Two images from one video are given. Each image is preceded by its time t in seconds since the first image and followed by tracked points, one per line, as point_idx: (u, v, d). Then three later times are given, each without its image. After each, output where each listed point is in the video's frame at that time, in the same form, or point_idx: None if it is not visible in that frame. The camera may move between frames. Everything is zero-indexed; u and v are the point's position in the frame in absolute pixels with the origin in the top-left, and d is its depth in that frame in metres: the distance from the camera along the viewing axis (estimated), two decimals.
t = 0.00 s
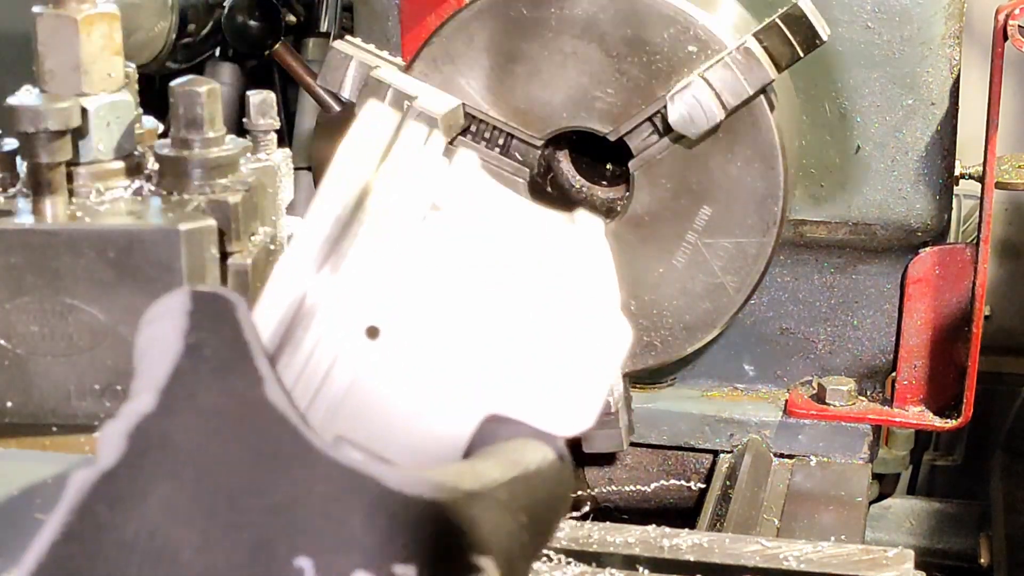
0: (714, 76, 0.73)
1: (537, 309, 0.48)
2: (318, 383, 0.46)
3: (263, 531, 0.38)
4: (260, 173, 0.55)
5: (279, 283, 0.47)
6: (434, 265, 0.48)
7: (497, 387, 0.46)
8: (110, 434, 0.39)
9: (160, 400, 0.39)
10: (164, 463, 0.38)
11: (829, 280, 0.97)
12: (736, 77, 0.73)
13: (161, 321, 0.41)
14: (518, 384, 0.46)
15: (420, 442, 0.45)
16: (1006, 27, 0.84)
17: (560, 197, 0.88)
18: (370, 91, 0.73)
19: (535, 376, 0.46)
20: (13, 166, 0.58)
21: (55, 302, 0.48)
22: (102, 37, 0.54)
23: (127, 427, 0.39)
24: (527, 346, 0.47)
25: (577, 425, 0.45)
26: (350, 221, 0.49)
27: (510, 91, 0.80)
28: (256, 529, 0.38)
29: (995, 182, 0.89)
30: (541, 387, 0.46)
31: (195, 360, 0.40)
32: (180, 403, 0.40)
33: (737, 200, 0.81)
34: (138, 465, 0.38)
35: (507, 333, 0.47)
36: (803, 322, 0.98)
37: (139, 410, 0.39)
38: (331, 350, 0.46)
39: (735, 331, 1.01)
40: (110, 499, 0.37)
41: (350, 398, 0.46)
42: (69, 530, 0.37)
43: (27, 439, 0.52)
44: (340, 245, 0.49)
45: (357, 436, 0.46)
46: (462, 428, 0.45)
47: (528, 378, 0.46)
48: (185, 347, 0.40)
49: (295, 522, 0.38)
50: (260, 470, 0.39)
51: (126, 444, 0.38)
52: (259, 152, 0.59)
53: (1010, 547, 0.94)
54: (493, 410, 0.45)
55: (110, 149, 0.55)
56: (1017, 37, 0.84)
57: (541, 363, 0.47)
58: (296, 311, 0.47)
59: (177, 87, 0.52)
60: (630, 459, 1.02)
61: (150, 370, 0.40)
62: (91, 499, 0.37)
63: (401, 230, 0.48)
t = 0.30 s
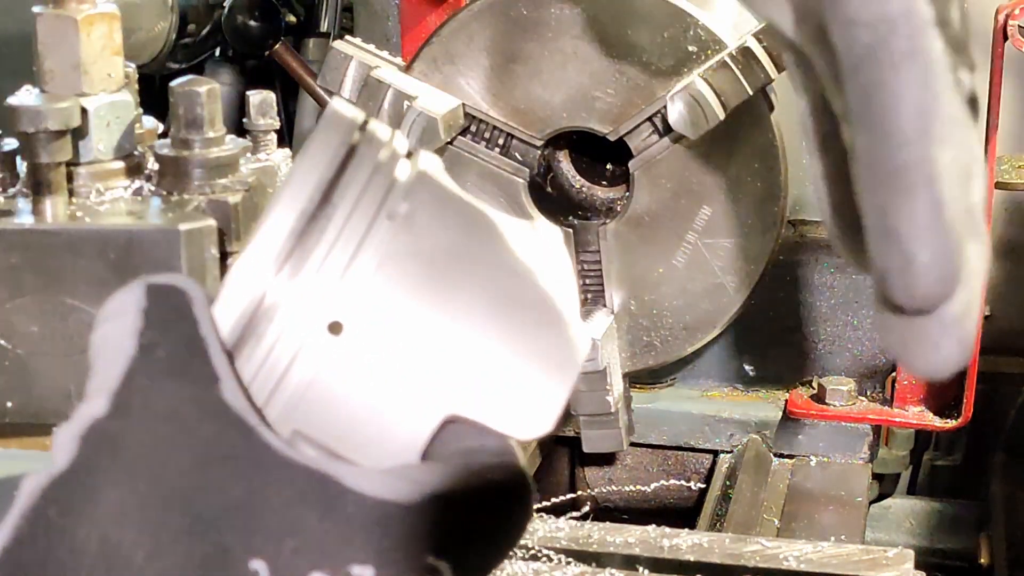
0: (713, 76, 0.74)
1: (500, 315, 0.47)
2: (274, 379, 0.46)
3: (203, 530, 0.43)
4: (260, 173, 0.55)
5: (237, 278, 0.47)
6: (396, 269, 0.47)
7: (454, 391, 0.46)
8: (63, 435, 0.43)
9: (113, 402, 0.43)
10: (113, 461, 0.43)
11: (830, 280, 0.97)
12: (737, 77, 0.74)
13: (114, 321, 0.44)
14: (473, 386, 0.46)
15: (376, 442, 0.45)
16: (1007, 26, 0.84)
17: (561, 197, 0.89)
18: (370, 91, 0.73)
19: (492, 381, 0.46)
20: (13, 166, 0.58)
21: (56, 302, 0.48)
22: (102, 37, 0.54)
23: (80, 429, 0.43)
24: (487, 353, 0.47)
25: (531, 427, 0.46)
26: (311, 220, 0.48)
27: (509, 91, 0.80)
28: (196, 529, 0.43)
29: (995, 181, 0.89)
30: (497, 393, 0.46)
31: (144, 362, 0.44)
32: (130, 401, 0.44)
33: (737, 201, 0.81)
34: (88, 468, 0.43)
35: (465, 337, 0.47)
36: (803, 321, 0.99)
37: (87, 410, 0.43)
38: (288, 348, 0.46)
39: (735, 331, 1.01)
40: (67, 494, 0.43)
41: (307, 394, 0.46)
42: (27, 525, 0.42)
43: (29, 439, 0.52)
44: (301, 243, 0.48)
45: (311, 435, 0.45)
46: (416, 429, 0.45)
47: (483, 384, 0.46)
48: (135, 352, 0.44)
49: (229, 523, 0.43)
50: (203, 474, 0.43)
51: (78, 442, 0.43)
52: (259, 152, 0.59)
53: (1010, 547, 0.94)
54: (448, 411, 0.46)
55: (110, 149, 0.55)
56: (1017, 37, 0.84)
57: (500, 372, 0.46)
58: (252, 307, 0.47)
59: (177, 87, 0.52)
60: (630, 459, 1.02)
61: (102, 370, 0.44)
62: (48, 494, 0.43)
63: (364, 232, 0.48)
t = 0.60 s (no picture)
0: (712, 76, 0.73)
1: (552, 346, 0.45)
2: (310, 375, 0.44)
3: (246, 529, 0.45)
4: (260, 173, 0.55)
5: (294, 269, 0.45)
6: (450, 282, 0.44)
7: (495, 409, 0.44)
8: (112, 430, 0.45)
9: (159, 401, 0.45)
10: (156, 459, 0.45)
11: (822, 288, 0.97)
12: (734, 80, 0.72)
13: (164, 319, 0.45)
14: (514, 407, 0.44)
15: (406, 442, 0.44)
16: (1006, 27, 0.84)
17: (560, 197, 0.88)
18: (370, 91, 0.73)
19: (531, 407, 0.45)
20: (13, 166, 0.58)
21: (56, 302, 0.48)
22: (102, 37, 0.54)
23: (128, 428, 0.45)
24: (531, 377, 0.45)
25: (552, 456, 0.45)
26: (370, 229, 0.46)
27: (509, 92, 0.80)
28: (235, 532, 0.45)
29: (995, 182, 0.89)
30: (534, 417, 0.45)
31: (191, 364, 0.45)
32: (175, 400, 0.45)
33: (737, 200, 0.81)
34: (133, 465, 0.45)
35: (512, 359, 0.44)
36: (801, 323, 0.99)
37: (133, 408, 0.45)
38: (330, 348, 0.44)
39: (734, 330, 1.02)
40: (109, 489, 0.45)
41: (345, 394, 0.44)
42: (72, 521, 0.45)
43: (28, 439, 0.51)
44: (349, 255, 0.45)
45: (340, 434, 0.44)
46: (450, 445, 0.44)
47: (523, 408, 0.45)
48: (181, 354, 0.45)
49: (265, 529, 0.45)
50: (244, 480, 0.44)
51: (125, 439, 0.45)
52: (259, 152, 0.59)
53: (1010, 547, 0.93)
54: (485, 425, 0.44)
55: (110, 149, 0.55)
56: (1017, 36, 0.84)
57: (543, 395, 0.45)
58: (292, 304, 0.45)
59: (177, 87, 0.52)
60: (630, 459, 1.01)
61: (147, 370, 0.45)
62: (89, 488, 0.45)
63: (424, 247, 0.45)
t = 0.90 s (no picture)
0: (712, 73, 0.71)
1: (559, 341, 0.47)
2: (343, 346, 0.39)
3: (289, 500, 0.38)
4: (260, 173, 0.55)
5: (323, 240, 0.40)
6: (475, 277, 0.43)
7: (516, 395, 0.43)
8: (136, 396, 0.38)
9: (193, 362, 0.38)
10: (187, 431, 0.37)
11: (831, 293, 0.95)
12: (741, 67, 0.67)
13: (203, 268, 0.39)
14: (532, 392, 0.44)
15: (439, 424, 0.41)
16: (1006, 27, 0.84)
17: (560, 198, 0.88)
18: (371, 91, 0.73)
19: (545, 397, 0.45)
20: (13, 166, 0.58)
21: (56, 302, 0.48)
22: (102, 37, 0.54)
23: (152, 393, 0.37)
24: (546, 368, 0.45)
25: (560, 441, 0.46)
26: (397, 217, 0.42)
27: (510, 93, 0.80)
28: (277, 510, 0.38)
29: (994, 182, 0.89)
30: (546, 403, 0.45)
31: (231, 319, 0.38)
32: (211, 361, 0.38)
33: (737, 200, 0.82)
34: (169, 423, 0.37)
35: (532, 345, 0.44)
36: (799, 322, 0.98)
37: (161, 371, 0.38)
38: (359, 329, 0.39)
39: (734, 330, 1.02)
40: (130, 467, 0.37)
41: (378, 370, 0.39)
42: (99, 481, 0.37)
43: (27, 440, 0.51)
44: (380, 239, 0.41)
45: (370, 417, 0.39)
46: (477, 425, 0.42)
47: (539, 398, 0.45)
48: (221, 309, 0.38)
49: (309, 513, 0.38)
50: (287, 455, 0.38)
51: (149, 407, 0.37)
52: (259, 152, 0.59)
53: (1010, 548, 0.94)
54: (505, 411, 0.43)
55: (110, 149, 0.55)
56: (1017, 36, 0.84)
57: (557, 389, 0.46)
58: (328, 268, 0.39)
59: (177, 87, 0.52)
60: (630, 459, 1.01)
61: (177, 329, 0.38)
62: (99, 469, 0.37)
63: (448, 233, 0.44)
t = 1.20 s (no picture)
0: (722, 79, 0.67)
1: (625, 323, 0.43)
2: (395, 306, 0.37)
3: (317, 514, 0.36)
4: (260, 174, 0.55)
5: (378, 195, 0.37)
6: (541, 251, 0.40)
7: (573, 377, 0.40)
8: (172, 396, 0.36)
9: (234, 367, 0.36)
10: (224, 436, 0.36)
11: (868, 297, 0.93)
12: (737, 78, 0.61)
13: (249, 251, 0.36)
14: (590, 376, 0.40)
15: (485, 399, 0.38)
16: (1006, 27, 0.84)
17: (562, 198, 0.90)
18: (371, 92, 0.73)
19: (603, 381, 0.41)
20: (13, 166, 0.58)
21: (56, 302, 0.48)
22: (102, 37, 0.54)
23: (188, 398, 0.36)
24: (607, 347, 0.41)
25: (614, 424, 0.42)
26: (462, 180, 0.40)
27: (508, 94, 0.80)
28: (304, 523, 0.36)
29: (994, 182, 0.89)
30: (603, 387, 0.41)
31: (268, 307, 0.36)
32: (253, 365, 0.36)
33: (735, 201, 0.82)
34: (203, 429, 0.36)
35: (595, 324, 0.41)
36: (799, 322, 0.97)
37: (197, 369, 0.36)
38: (416, 294, 0.37)
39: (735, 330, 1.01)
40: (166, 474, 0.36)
41: (426, 334, 0.37)
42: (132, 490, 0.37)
43: (27, 440, 0.51)
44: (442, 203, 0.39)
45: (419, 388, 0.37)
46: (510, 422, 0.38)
47: (599, 382, 0.41)
48: (268, 309, 0.36)
49: (333, 527, 0.36)
50: (322, 466, 0.36)
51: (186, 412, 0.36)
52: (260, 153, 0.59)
53: (1010, 548, 0.93)
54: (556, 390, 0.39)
55: (110, 149, 0.55)
56: (1017, 37, 0.84)
57: (617, 375, 0.42)
58: (385, 227, 0.37)
59: (177, 88, 0.52)
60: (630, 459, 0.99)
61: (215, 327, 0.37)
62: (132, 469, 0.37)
63: (513, 202, 0.41)
